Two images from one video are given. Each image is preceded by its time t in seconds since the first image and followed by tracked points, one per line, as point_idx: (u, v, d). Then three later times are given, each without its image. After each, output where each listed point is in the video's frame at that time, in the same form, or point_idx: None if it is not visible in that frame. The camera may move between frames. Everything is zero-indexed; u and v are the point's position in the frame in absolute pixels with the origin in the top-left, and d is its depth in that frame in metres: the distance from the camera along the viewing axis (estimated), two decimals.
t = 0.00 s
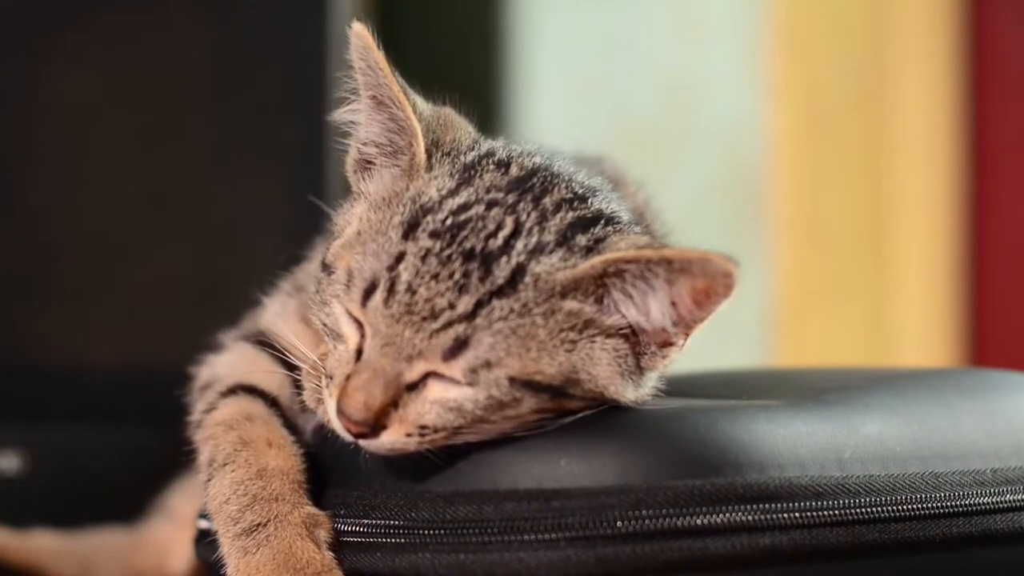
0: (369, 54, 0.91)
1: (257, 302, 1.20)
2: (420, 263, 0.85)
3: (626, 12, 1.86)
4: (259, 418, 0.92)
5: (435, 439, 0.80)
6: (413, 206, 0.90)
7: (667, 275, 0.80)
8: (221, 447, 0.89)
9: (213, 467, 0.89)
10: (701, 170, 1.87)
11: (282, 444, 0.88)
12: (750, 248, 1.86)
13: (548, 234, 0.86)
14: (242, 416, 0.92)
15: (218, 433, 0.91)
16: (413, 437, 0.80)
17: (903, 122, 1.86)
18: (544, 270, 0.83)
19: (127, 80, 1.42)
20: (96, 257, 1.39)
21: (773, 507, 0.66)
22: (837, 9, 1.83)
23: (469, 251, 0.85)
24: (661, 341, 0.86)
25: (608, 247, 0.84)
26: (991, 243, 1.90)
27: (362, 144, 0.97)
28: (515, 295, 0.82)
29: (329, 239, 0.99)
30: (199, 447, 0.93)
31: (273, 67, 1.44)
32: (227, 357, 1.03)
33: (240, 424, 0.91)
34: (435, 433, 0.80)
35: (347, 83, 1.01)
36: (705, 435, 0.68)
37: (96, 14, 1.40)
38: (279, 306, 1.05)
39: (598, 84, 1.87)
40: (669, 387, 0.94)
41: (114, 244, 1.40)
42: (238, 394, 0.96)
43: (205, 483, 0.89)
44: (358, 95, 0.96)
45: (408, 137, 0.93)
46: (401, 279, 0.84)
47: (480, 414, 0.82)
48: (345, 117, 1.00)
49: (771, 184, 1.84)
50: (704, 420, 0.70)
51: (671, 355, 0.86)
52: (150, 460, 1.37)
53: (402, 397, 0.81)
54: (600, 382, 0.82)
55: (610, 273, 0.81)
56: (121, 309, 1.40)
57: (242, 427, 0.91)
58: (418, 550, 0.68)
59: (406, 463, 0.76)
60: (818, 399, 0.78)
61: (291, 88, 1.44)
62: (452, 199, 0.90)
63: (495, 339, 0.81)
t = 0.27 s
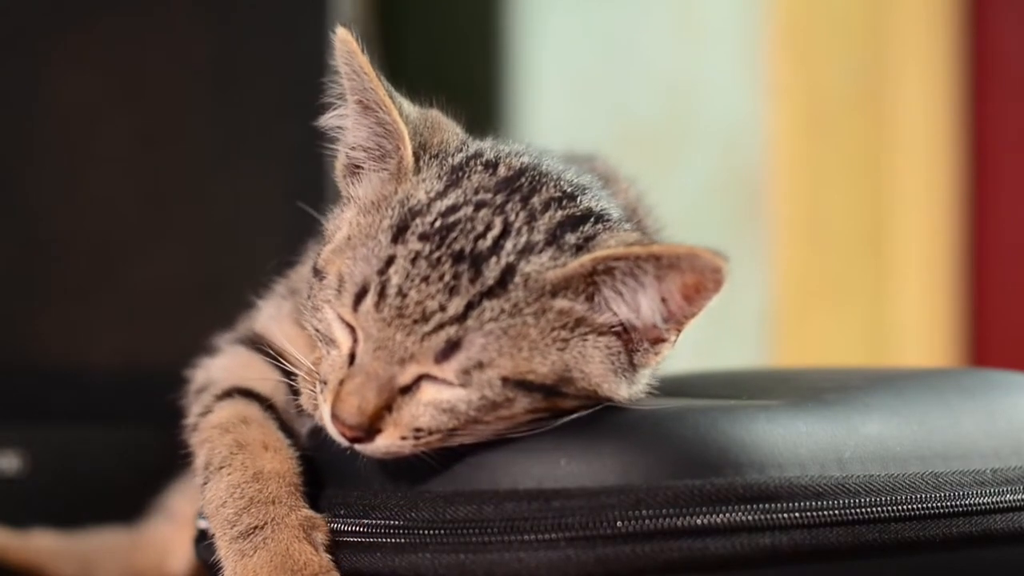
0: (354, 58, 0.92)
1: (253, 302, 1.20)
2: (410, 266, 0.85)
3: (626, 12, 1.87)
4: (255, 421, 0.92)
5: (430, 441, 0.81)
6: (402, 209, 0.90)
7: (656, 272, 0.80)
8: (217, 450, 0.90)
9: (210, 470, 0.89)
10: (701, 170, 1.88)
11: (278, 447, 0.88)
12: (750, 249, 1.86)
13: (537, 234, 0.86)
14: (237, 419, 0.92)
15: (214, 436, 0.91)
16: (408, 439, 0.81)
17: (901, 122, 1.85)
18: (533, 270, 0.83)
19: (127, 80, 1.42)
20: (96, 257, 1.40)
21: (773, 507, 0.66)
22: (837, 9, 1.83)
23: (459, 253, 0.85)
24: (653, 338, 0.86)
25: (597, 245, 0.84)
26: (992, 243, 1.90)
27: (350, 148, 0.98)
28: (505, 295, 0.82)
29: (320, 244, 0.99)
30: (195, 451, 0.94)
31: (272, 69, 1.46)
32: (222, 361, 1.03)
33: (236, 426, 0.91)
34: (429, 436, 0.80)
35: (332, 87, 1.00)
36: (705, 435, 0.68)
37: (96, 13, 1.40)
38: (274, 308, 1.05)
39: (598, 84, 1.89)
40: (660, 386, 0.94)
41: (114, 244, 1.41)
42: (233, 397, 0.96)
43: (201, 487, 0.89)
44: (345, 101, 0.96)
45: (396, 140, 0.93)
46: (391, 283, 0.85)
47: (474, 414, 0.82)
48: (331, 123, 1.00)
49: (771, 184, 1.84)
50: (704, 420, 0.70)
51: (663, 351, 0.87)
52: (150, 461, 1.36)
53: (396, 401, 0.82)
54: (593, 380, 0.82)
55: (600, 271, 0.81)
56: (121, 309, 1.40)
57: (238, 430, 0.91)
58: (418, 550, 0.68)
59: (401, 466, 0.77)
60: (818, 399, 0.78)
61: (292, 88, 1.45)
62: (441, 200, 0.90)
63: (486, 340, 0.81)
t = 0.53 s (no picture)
0: (347, 62, 0.91)
1: (251, 303, 1.20)
2: (407, 268, 0.85)
3: (626, 12, 1.88)
4: (251, 423, 0.92)
5: (429, 443, 0.81)
6: (397, 211, 0.90)
7: (652, 270, 0.79)
8: (214, 452, 0.90)
9: (206, 473, 0.89)
10: (701, 170, 1.88)
11: (275, 449, 0.88)
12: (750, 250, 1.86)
13: (533, 234, 0.86)
14: (234, 421, 0.93)
15: (211, 438, 0.92)
16: (407, 441, 0.81)
17: (901, 123, 1.85)
18: (530, 270, 0.83)
19: (127, 81, 1.42)
20: (96, 257, 1.40)
21: (773, 507, 0.66)
22: (837, 9, 1.83)
23: (455, 254, 0.85)
24: (651, 336, 0.86)
25: (593, 244, 0.83)
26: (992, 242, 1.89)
27: (344, 151, 0.97)
28: (502, 295, 0.82)
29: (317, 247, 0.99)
30: (192, 454, 0.94)
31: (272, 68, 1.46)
32: (220, 365, 1.04)
33: (233, 429, 0.91)
34: (428, 437, 0.81)
35: (326, 91, 1.00)
36: (705, 435, 0.68)
37: (96, 14, 1.40)
38: (270, 312, 1.05)
39: (598, 84, 1.89)
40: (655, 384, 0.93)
41: (113, 244, 1.41)
42: (230, 400, 0.97)
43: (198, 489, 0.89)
44: (339, 104, 0.95)
45: (390, 142, 0.93)
46: (388, 285, 0.85)
47: (472, 415, 0.82)
48: (327, 125, 1.00)
49: (771, 185, 1.84)
50: (704, 420, 0.70)
51: (660, 349, 0.86)
52: (150, 461, 1.36)
53: (394, 402, 0.82)
54: (591, 379, 0.83)
55: (596, 270, 0.80)
56: (121, 309, 1.41)
57: (235, 432, 0.91)
58: (418, 550, 0.68)
59: (400, 467, 0.77)
60: (818, 399, 0.78)
61: (292, 88, 1.46)
62: (437, 202, 0.90)
63: (484, 340, 0.82)
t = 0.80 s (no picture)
0: (341, 64, 0.91)
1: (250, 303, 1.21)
2: (403, 270, 0.85)
3: (626, 12, 1.87)
4: (249, 425, 0.92)
5: (428, 444, 0.81)
6: (393, 213, 0.90)
7: (649, 267, 0.80)
8: (212, 455, 0.90)
9: (204, 475, 0.89)
10: (701, 170, 1.87)
11: (273, 451, 0.88)
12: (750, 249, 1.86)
13: (528, 233, 0.86)
14: (231, 423, 0.92)
15: (209, 441, 0.91)
16: (405, 443, 0.81)
17: (900, 123, 1.86)
18: (527, 269, 0.83)
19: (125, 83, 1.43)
20: (94, 257, 1.41)
21: (773, 507, 0.66)
22: (837, 9, 1.83)
23: (451, 255, 0.85)
24: (648, 335, 0.86)
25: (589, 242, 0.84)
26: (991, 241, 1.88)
27: (339, 153, 0.97)
28: (499, 295, 0.82)
29: (312, 251, 0.98)
30: (188, 456, 0.94)
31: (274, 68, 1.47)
32: (215, 366, 1.03)
33: (230, 431, 0.91)
34: (427, 438, 0.81)
35: (321, 93, 1.00)
36: (704, 435, 0.68)
37: (96, 14, 1.41)
38: (267, 315, 1.06)
39: (598, 84, 1.89)
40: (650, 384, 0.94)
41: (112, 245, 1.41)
42: (227, 403, 0.96)
43: (195, 493, 0.89)
44: (333, 106, 0.95)
45: (384, 144, 0.93)
46: (384, 286, 0.85)
47: (470, 416, 0.82)
48: (321, 128, 0.99)
49: (770, 184, 1.85)
50: (704, 420, 0.70)
51: (658, 347, 0.86)
52: (150, 461, 1.36)
53: (392, 404, 0.82)
54: (589, 378, 0.83)
55: (593, 269, 0.81)
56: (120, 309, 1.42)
57: (232, 434, 0.91)
58: (418, 550, 0.68)
59: (399, 468, 0.77)
60: (818, 399, 0.78)
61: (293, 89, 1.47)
62: (432, 203, 0.90)
63: (481, 340, 0.82)
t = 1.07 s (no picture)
0: (334, 67, 0.90)
1: (248, 304, 1.21)
2: (399, 271, 0.85)
3: (626, 12, 1.87)
4: (246, 427, 0.93)
5: (426, 445, 0.81)
6: (389, 214, 0.90)
7: (644, 266, 0.80)
8: (210, 457, 0.90)
9: (202, 477, 0.89)
10: (701, 170, 1.86)
11: (270, 452, 0.88)
12: (751, 249, 1.85)
13: (524, 233, 0.86)
14: (229, 425, 0.93)
15: (206, 442, 0.92)
16: (404, 444, 0.81)
17: (898, 122, 1.86)
18: (523, 269, 0.83)
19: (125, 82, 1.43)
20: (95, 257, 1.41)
21: (773, 507, 0.65)
22: (838, 8, 1.83)
23: (447, 256, 0.85)
24: (644, 333, 0.86)
25: (585, 241, 0.84)
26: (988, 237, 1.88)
27: (334, 156, 0.97)
28: (495, 296, 0.82)
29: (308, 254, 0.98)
30: (187, 458, 0.94)
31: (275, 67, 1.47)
32: (213, 369, 1.04)
33: (227, 433, 0.92)
34: (425, 439, 0.81)
35: (314, 95, 1.00)
36: (704, 435, 0.68)
37: (96, 14, 1.42)
38: (263, 318, 1.06)
39: (598, 84, 1.89)
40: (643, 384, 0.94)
41: (112, 245, 1.42)
42: (224, 404, 0.97)
43: (194, 495, 0.90)
44: (327, 109, 0.95)
45: (379, 146, 0.93)
46: (381, 288, 0.85)
47: (467, 416, 0.82)
48: (315, 131, 0.99)
49: (771, 184, 1.85)
50: (704, 420, 0.70)
51: (655, 345, 0.87)
52: (149, 461, 1.38)
53: (391, 406, 0.82)
54: (586, 378, 0.83)
55: (589, 267, 0.81)
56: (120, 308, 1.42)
57: (230, 436, 0.91)
58: (418, 550, 0.68)
59: (398, 470, 0.77)
60: (818, 399, 0.78)
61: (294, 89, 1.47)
62: (427, 203, 0.90)
63: (478, 341, 0.82)
